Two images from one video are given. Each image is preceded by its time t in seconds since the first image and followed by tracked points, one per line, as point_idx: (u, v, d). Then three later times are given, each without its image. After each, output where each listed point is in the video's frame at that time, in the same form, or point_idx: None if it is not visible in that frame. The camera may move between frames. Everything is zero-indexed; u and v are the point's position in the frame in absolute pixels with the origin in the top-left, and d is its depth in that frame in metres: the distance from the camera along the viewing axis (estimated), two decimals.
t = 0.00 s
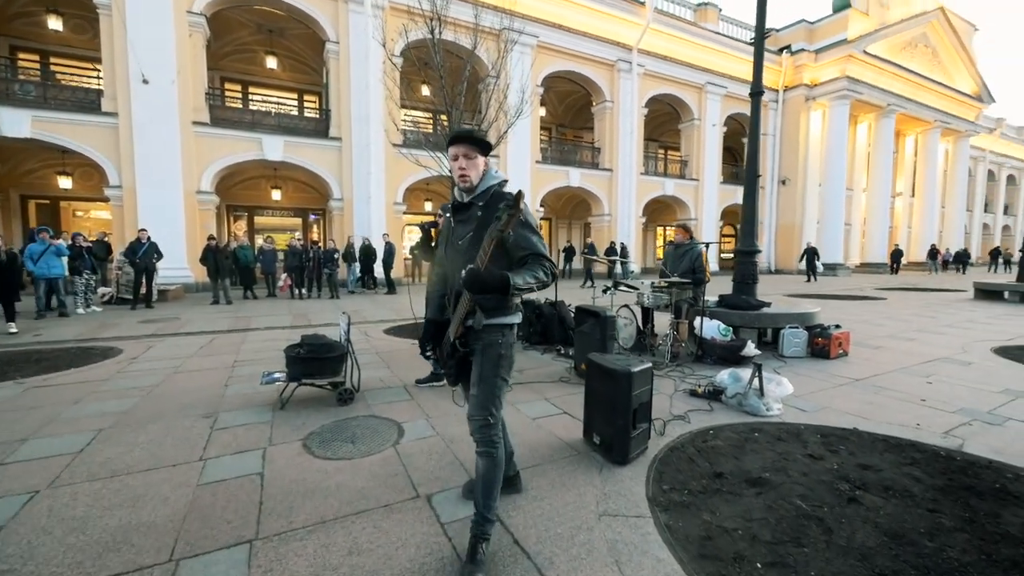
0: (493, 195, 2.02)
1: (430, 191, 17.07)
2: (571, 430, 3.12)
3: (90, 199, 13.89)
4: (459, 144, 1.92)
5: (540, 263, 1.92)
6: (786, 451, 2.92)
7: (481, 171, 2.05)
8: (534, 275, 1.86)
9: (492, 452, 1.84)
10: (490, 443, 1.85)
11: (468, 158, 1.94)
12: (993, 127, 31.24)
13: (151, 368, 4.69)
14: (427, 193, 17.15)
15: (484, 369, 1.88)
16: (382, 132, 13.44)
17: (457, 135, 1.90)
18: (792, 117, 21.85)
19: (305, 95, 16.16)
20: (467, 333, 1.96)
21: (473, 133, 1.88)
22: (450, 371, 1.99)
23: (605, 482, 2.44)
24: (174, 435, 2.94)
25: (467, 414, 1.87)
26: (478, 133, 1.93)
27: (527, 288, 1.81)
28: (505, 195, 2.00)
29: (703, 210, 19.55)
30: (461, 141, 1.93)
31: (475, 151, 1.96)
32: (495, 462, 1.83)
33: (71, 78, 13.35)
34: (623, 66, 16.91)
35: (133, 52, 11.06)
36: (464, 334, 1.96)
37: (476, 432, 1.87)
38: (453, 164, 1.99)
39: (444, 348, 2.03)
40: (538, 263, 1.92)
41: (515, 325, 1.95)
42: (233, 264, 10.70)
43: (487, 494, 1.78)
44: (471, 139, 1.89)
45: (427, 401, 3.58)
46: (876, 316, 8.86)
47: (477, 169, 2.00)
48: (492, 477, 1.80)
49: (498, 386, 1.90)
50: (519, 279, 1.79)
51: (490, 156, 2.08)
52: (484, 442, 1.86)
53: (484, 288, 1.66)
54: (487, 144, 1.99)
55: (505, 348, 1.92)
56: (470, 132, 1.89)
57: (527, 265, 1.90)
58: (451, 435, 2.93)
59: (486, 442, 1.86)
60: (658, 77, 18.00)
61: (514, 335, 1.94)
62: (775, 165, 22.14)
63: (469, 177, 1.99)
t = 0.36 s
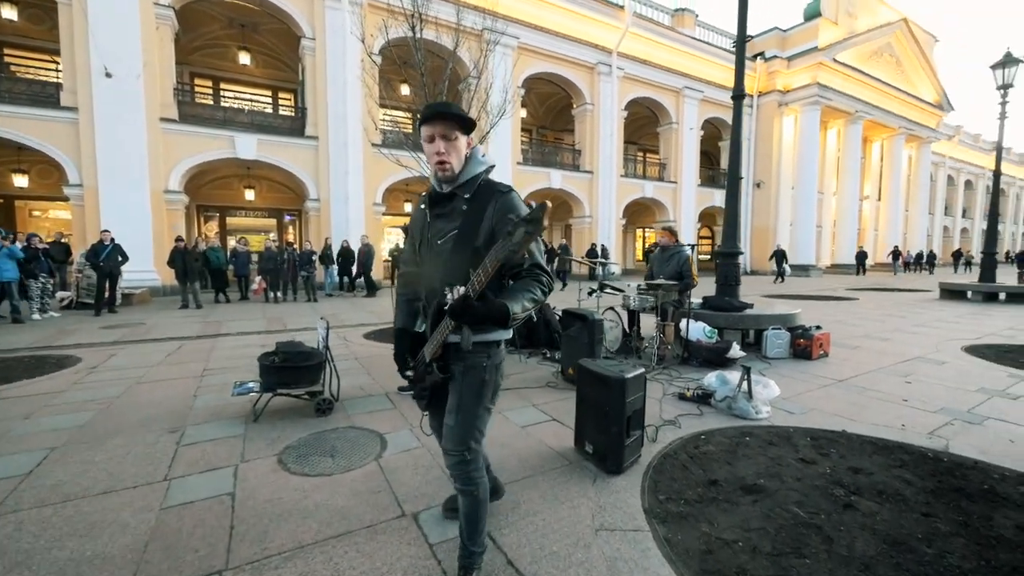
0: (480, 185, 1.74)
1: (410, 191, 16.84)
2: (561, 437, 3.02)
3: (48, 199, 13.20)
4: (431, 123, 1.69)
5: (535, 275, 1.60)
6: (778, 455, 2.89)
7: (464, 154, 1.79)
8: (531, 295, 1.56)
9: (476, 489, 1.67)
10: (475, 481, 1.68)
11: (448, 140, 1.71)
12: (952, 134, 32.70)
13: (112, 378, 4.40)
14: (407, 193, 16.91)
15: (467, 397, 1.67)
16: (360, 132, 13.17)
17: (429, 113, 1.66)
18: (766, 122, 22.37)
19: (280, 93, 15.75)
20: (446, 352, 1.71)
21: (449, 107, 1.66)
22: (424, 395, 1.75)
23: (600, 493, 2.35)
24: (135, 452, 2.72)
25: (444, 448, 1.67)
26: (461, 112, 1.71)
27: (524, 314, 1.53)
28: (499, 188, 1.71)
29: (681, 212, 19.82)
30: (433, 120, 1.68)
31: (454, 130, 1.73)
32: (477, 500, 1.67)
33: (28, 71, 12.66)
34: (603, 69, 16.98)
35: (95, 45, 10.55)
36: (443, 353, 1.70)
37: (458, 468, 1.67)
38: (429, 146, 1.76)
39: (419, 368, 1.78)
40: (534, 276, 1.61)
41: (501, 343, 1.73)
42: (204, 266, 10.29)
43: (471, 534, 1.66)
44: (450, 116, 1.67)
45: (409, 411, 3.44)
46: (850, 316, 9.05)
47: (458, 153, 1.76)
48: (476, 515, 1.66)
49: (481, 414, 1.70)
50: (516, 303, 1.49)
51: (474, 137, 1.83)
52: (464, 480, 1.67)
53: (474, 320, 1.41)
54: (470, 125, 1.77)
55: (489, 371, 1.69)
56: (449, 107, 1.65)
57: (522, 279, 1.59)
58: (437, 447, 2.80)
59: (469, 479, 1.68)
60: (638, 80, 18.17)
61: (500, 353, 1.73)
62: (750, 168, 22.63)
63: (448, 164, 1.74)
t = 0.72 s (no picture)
0: (466, 188, 1.62)
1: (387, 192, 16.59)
2: (548, 445, 2.98)
3: None
4: (414, 106, 1.54)
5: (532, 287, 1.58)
6: (763, 458, 2.90)
7: (444, 150, 1.63)
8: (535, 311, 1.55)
9: (464, 516, 1.60)
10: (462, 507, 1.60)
11: (425, 127, 1.55)
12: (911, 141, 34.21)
13: (71, 389, 4.15)
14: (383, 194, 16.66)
15: (452, 421, 1.57)
16: (336, 131, 12.89)
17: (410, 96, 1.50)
18: (738, 127, 22.93)
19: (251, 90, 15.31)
20: (426, 372, 1.59)
21: (435, 92, 1.52)
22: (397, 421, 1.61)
23: (590, 503, 2.30)
24: (94, 471, 2.54)
25: (428, 479, 1.56)
26: (443, 98, 1.56)
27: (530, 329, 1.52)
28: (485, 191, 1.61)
29: (658, 214, 20.12)
30: (415, 101, 1.55)
31: (434, 117, 1.56)
32: (465, 525, 1.60)
33: None
34: (581, 72, 17.08)
35: (51, 35, 10.00)
36: (421, 374, 1.59)
37: (445, 496, 1.58)
38: (404, 132, 1.58)
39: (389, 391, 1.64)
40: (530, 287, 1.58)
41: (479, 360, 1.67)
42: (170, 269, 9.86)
43: (460, 562, 1.59)
44: (434, 101, 1.53)
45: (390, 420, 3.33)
46: (821, 316, 9.32)
47: (435, 143, 1.59)
48: (465, 541, 1.60)
49: (465, 437, 1.62)
50: (530, 317, 1.47)
51: (455, 132, 1.69)
52: (452, 507, 1.59)
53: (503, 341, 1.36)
54: (451, 115, 1.61)
55: (471, 389, 1.62)
56: (434, 93, 1.52)
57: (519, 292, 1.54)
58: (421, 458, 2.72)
59: (455, 506, 1.59)
60: (615, 84, 18.36)
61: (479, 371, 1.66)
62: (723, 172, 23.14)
63: (425, 155, 1.57)
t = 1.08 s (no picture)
0: (411, 195, 1.58)
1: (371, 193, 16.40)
2: (540, 450, 2.97)
3: None
4: (354, 114, 1.50)
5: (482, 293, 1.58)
6: (752, 459, 2.94)
7: (388, 159, 1.59)
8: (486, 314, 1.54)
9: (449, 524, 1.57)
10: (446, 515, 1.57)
11: (366, 134, 1.51)
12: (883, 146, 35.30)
13: (43, 399, 3.99)
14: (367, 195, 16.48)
15: (416, 430, 1.52)
16: (318, 131, 12.70)
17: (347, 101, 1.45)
18: (719, 131, 23.34)
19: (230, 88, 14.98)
20: (373, 385, 1.51)
21: (374, 101, 1.50)
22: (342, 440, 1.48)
23: (584, 508, 2.30)
24: (70, 486, 2.43)
25: (399, 493, 1.51)
26: (383, 106, 1.54)
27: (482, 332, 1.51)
28: (430, 200, 1.54)
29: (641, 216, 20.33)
30: (355, 109, 1.51)
31: (375, 125, 1.53)
32: (453, 533, 1.57)
33: None
34: (565, 74, 17.16)
35: (18, 29, 9.62)
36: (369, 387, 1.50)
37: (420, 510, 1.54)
38: (345, 140, 1.54)
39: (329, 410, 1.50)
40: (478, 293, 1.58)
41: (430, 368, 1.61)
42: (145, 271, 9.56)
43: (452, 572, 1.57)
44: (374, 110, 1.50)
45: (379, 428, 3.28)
46: (802, 317, 9.54)
47: (376, 150, 1.54)
48: (451, 547, 1.56)
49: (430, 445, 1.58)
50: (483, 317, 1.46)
51: (398, 142, 1.65)
52: (430, 516, 1.54)
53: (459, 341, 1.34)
54: (392, 123, 1.59)
55: (426, 399, 1.57)
56: (374, 100, 1.50)
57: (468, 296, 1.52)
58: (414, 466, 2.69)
59: (437, 517, 1.55)
60: (599, 87, 18.50)
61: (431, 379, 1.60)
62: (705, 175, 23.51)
63: (367, 161, 1.51)
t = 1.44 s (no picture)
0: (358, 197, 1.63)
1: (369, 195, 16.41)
2: (544, 450, 3.01)
3: None
4: (298, 123, 1.59)
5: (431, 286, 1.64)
6: (752, 459, 2.99)
7: (334, 163, 1.67)
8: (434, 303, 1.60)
9: (374, 543, 1.45)
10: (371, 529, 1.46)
11: (311, 141, 1.60)
12: (878, 148, 35.61)
13: (47, 401, 4.01)
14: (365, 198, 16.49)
15: (357, 429, 1.51)
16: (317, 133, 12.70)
17: (295, 111, 1.56)
18: (715, 134, 23.47)
19: (227, 90, 14.99)
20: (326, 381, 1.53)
21: (318, 110, 1.60)
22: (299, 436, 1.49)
23: (589, 507, 2.34)
24: (78, 487, 2.45)
25: (321, 502, 1.42)
26: (326, 116, 1.63)
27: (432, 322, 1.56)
28: (378, 202, 1.57)
29: (638, 218, 20.42)
30: (297, 118, 1.59)
31: (319, 133, 1.62)
32: (378, 550, 1.46)
33: None
34: (563, 77, 17.24)
35: (15, 31, 9.60)
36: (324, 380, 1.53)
37: (347, 517, 1.43)
38: (291, 147, 1.62)
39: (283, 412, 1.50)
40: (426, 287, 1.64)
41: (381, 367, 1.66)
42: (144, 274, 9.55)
43: None
44: (317, 118, 1.59)
45: (383, 429, 3.32)
46: (800, 319, 9.61)
47: (321, 155, 1.62)
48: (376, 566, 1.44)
49: (369, 447, 1.54)
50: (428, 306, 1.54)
51: (344, 148, 1.73)
52: (351, 532, 1.43)
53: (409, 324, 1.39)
54: (336, 132, 1.69)
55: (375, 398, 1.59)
56: (314, 108, 1.59)
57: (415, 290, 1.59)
58: (419, 466, 2.73)
59: (364, 532, 1.45)
60: (596, 90, 18.59)
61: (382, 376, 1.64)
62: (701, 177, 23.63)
63: (312, 166, 1.60)
